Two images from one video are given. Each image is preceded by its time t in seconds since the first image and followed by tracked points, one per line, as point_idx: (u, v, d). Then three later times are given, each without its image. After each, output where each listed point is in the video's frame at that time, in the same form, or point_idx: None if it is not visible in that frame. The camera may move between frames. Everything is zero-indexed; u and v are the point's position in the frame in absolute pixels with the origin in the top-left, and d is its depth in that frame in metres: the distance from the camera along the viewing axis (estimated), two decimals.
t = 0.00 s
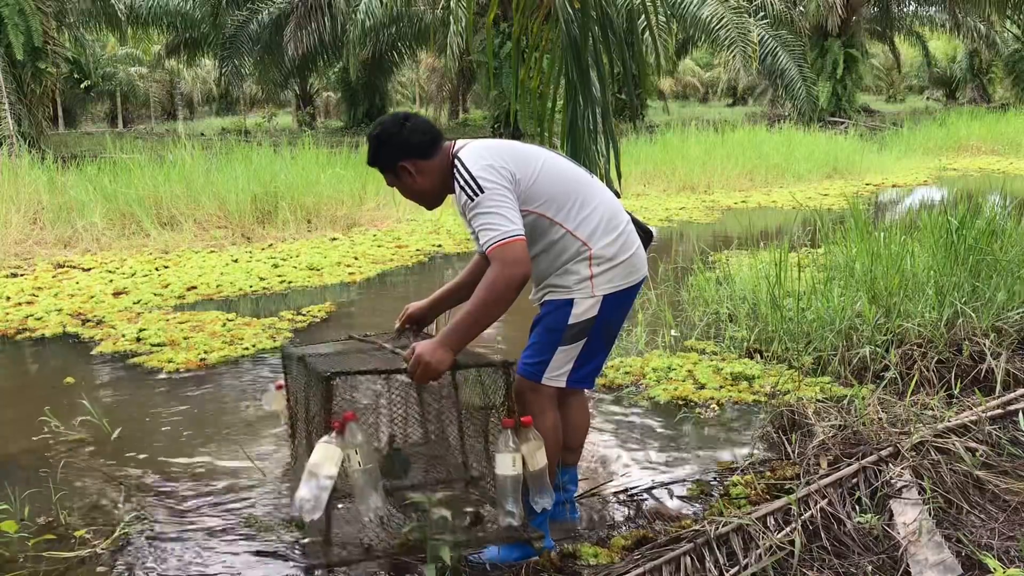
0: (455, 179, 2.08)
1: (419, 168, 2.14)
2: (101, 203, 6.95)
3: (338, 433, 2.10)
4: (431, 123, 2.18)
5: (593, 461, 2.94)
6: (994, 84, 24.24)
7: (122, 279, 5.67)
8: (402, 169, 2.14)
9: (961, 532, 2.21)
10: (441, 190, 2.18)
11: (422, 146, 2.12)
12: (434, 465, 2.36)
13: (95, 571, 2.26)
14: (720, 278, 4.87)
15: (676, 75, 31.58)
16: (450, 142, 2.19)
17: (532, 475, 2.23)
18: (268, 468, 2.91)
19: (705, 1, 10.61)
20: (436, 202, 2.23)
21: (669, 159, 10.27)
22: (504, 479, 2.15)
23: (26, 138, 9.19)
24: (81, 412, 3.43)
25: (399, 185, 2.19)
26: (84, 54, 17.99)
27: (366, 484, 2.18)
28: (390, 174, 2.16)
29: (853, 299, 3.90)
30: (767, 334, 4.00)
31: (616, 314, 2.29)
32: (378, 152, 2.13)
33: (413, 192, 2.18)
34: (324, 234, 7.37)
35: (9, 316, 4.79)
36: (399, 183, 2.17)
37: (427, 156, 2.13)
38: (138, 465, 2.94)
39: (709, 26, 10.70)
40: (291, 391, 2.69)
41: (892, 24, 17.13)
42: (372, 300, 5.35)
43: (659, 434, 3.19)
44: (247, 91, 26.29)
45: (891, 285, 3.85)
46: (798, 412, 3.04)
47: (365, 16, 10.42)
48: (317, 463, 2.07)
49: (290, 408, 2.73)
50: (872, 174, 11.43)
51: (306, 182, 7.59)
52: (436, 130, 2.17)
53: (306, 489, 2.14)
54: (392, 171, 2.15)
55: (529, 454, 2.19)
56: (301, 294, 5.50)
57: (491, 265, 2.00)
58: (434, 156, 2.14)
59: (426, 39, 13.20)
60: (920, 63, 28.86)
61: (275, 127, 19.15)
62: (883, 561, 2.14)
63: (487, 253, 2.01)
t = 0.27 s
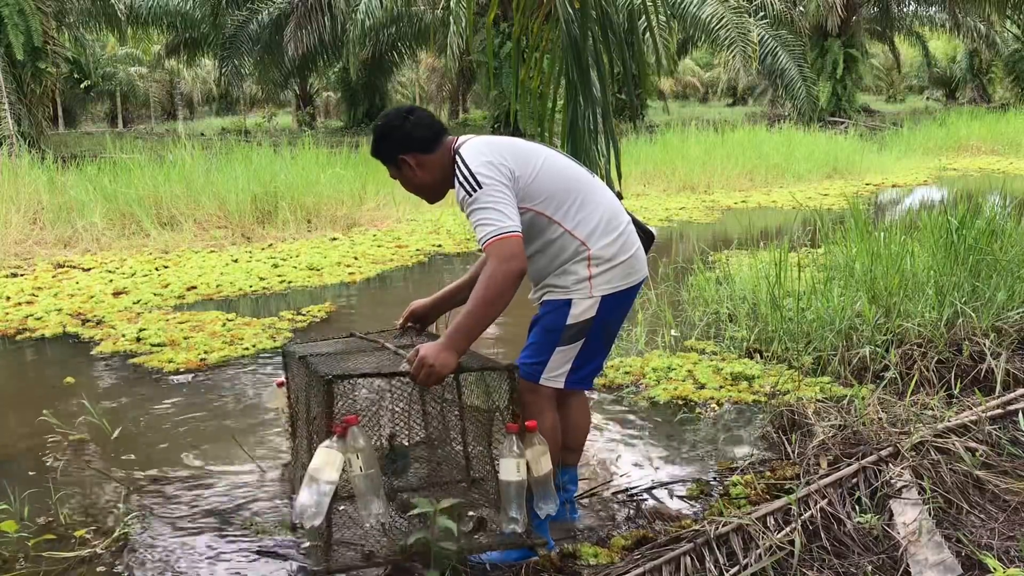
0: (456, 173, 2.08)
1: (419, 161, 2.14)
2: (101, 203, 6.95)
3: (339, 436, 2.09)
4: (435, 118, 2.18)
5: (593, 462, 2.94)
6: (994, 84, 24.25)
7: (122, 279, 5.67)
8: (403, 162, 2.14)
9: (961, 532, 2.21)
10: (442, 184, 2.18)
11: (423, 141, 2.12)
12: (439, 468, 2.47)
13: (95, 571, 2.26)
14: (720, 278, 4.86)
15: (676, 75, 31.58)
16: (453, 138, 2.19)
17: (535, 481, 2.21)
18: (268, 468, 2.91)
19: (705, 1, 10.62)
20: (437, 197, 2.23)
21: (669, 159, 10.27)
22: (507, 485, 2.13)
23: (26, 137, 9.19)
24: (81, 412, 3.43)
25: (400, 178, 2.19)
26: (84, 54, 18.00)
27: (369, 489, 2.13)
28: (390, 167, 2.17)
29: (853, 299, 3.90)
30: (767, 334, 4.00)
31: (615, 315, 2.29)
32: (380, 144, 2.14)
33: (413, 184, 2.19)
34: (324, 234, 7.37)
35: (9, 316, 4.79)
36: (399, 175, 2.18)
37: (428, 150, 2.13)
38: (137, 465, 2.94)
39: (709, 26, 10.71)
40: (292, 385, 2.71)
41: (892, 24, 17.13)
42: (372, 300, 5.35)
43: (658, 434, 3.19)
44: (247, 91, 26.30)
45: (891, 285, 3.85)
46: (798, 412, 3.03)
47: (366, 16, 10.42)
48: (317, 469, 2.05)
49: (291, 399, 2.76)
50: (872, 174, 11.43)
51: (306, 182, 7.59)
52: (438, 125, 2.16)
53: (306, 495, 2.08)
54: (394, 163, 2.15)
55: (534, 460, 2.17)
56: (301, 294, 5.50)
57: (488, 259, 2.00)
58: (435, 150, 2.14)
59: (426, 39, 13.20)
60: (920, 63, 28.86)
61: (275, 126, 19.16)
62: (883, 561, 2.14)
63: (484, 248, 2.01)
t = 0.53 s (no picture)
0: (457, 170, 2.08)
1: (420, 157, 2.14)
2: (101, 203, 6.95)
3: (345, 433, 2.09)
4: (438, 114, 2.18)
5: (593, 462, 2.94)
6: (994, 84, 24.26)
7: (122, 279, 5.67)
8: (404, 157, 2.14)
9: (961, 532, 2.21)
10: (444, 181, 2.18)
11: (425, 137, 2.12)
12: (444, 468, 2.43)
13: (95, 571, 2.26)
14: (720, 278, 4.87)
15: (676, 75, 31.58)
16: (455, 134, 2.19)
17: (541, 480, 2.21)
18: (268, 468, 2.91)
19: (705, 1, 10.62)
20: (438, 193, 2.23)
21: (669, 159, 10.27)
22: (514, 485, 2.15)
23: (26, 138, 9.19)
24: (81, 412, 3.43)
25: (402, 174, 2.20)
26: (84, 54, 18.01)
27: (374, 486, 2.17)
28: (392, 162, 2.17)
29: (853, 299, 3.90)
30: (767, 334, 4.00)
31: (615, 315, 2.29)
32: (381, 140, 2.14)
33: (414, 180, 2.19)
34: (324, 234, 7.37)
35: (8, 316, 4.79)
36: (401, 170, 2.18)
37: (429, 146, 2.13)
38: (137, 464, 2.94)
39: (709, 26, 10.71)
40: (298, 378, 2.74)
41: (892, 24, 17.13)
42: (372, 300, 5.35)
43: (658, 434, 3.19)
44: (246, 91, 26.30)
45: (891, 284, 3.85)
46: (798, 412, 3.03)
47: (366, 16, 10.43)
48: (322, 467, 2.06)
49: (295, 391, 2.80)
50: (872, 174, 11.43)
51: (306, 182, 7.59)
52: (440, 121, 2.17)
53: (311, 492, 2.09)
54: (395, 158, 2.15)
55: (540, 461, 2.17)
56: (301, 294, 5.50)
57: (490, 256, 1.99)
58: (437, 147, 2.14)
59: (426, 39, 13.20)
60: (920, 63, 28.87)
61: (274, 126, 19.16)
62: (883, 561, 2.14)
63: (486, 244, 2.00)
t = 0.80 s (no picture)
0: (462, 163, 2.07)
1: (424, 151, 2.14)
2: (101, 203, 6.95)
3: (353, 426, 2.09)
4: (442, 108, 2.18)
5: (593, 462, 2.94)
6: (994, 84, 24.26)
7: (122, 279, 5.67)
8: (408, 150, 2.14)
9: (961, 532, 2.21)
10: (448, 174, 2.18)
11: (429, 130, 2.12)
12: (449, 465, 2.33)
13: (95, 571, 2.26)
14: (720, 278, 4.87)
15: (676, 75, 31.59)
16: (459, 129, 2.19)
17: (548, 476, 2.22)
18: (268, 468, 2.91)
19: (705, 1, 10.62)
20: (442, 186, 2.23)
21: (669, 159, 10.28)
22: (522, 479, 2.14)
23: (26, 138, 9.19)
24: (82, 412, 3.43)
25: (405, 168, 2.20)
26: (84, 55, 18.00)
27: (381, 481, 2.15)
28: (395, 155, 2.16)
29: (853, 299, 3.90)
30: (767, 334, 4.00)
31: (615, 314, 2.30)
32: (385, 133, 2.14)
33: (417, 174, 2.18)
34: (324, 234, 7.36)
35: (8, 316, 4.79)
36: (404, 164, 2.18)
37: (433, 140, 2.13)
38: (136, 465, 2.94)
39: (709, 26, 10.71)
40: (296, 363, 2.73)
41: (892, 24, 17.13)
42: (372, 300, 5.35)
43: (658, 433, 3.19)
44: (247, 91, 26.30)
45: (891, 285, 3.85)
46: (798, 412, 3.03)
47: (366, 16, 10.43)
48: (328, 460, 2.06)
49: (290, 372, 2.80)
50: (871, 174, 11.43)
51: (306, 182, 7.59)
52: (445, 114, 2.17)
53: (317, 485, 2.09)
54: (398, 152, 2.15)
55: (547, 455, 2.18)
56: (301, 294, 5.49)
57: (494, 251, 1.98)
58: (441, 140, 2.14)
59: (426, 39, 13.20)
60: (920, 63, 28.86)
61: (274, 126, 19.15)
62: (883, 561, 2.14)
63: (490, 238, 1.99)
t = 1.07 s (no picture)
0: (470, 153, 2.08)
1: (429, 140, 2.14)
2: (101, 203, 6.95)
3: (370, 414, 2.11)
4: (448, 98, 2.17)
5: (593, 462, 2.94)
6: (994, 84, 24.25)
7: (122, 279, 5.67)
8: (413, 140, 2.14)
9: (961, 532, 2.21)
10: (452, 164, 2.19)
11: (435, 120, 2.12)
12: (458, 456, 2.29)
13: (95, 571, 2.26)
14: (720, 278, 4.87)
15: (676, 75, 31.60)
16: (465, 120, 2.19)
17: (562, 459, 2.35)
18: (268, 468, 2.91)
19: (705, 1, 10.63)
20: (446, 177, 2.24)
21: (669, 159, 10.28)
22: (541, 464, 2.25)
23: (26, 138, 9.19)
24: (81, 412, 3.43)
25: (410, 157, 2.19)
26: (84, 54, 18.00)
27: (399, 468, 2.18)
28: (401, 144, 2.16)
29: (853, 299, 3.90)
30: (767, 334, 4.00)
31: (614, 313, 2.33)
32: (391, 121, 2.13)
33: (421, 163, 2.18)
34: (324, 234, 7.37)
35: (9, 316, 4.79)
36: (409, 153, 2.17)
37: (439, 130, 2.13)
38: (136, 465, 2.94)
39: (709, 26, 10.71)
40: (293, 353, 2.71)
41: (892, 24, 17.14)
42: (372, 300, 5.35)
43: (659, 434, 3.19)
44: (247, 91, 26.31)
45: (891, 285, 3.86)
46: (798, 412, 3.03)
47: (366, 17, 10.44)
48: (350, 447, 2.09)
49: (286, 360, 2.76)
50: (872, 174, 11.42)
51: (306, 182, 7.59)
52: (451, 105, 2.16)
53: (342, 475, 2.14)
54: (403, 142, 2.15)
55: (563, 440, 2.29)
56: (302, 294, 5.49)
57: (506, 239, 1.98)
58: (447, 131, 2.14)
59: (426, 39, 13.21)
60: (920, 63, 28.86)
61: (275, 126, 19.17)
62: (883, 561, 2.14)
63: (502, 226, 2.00)
